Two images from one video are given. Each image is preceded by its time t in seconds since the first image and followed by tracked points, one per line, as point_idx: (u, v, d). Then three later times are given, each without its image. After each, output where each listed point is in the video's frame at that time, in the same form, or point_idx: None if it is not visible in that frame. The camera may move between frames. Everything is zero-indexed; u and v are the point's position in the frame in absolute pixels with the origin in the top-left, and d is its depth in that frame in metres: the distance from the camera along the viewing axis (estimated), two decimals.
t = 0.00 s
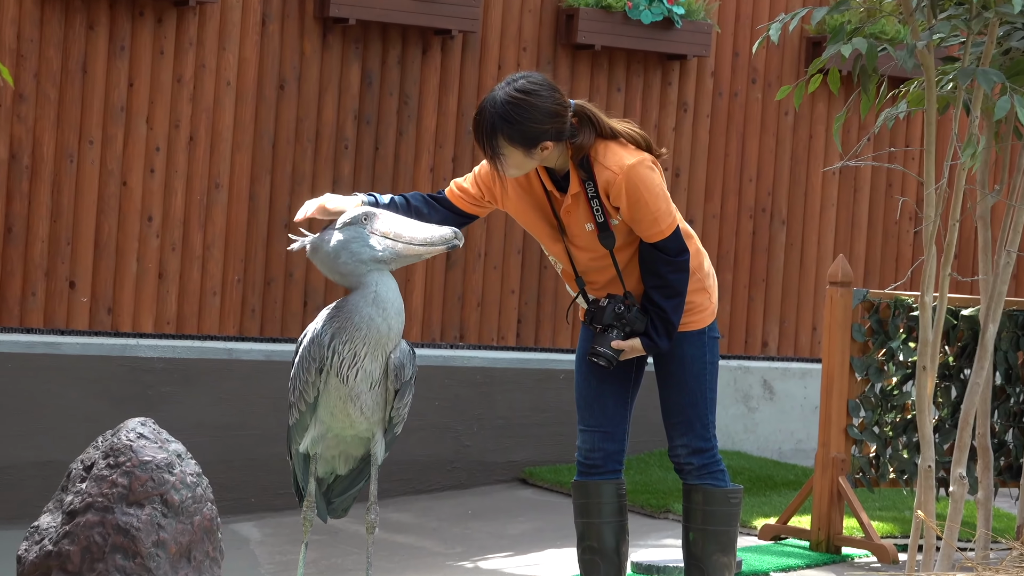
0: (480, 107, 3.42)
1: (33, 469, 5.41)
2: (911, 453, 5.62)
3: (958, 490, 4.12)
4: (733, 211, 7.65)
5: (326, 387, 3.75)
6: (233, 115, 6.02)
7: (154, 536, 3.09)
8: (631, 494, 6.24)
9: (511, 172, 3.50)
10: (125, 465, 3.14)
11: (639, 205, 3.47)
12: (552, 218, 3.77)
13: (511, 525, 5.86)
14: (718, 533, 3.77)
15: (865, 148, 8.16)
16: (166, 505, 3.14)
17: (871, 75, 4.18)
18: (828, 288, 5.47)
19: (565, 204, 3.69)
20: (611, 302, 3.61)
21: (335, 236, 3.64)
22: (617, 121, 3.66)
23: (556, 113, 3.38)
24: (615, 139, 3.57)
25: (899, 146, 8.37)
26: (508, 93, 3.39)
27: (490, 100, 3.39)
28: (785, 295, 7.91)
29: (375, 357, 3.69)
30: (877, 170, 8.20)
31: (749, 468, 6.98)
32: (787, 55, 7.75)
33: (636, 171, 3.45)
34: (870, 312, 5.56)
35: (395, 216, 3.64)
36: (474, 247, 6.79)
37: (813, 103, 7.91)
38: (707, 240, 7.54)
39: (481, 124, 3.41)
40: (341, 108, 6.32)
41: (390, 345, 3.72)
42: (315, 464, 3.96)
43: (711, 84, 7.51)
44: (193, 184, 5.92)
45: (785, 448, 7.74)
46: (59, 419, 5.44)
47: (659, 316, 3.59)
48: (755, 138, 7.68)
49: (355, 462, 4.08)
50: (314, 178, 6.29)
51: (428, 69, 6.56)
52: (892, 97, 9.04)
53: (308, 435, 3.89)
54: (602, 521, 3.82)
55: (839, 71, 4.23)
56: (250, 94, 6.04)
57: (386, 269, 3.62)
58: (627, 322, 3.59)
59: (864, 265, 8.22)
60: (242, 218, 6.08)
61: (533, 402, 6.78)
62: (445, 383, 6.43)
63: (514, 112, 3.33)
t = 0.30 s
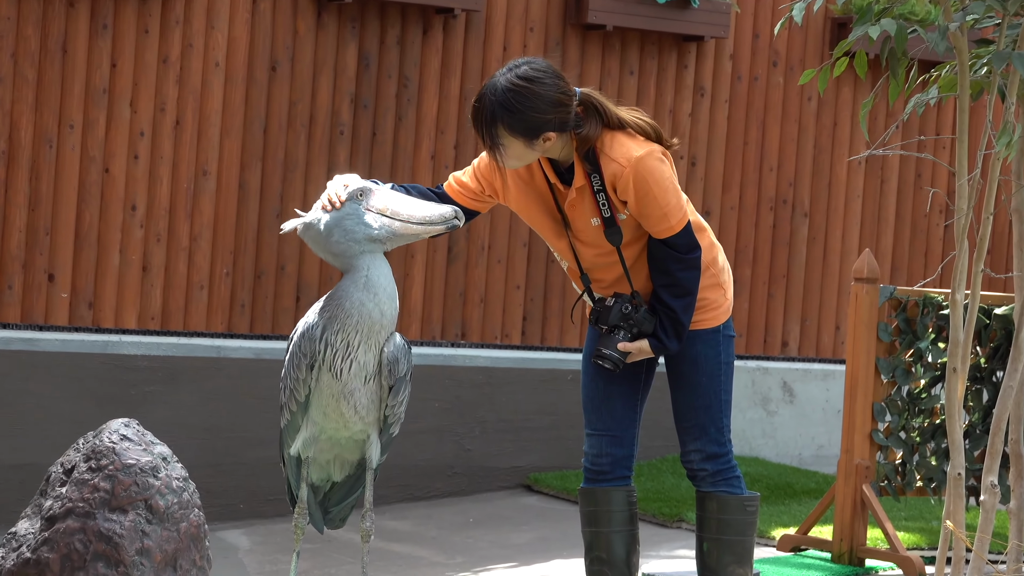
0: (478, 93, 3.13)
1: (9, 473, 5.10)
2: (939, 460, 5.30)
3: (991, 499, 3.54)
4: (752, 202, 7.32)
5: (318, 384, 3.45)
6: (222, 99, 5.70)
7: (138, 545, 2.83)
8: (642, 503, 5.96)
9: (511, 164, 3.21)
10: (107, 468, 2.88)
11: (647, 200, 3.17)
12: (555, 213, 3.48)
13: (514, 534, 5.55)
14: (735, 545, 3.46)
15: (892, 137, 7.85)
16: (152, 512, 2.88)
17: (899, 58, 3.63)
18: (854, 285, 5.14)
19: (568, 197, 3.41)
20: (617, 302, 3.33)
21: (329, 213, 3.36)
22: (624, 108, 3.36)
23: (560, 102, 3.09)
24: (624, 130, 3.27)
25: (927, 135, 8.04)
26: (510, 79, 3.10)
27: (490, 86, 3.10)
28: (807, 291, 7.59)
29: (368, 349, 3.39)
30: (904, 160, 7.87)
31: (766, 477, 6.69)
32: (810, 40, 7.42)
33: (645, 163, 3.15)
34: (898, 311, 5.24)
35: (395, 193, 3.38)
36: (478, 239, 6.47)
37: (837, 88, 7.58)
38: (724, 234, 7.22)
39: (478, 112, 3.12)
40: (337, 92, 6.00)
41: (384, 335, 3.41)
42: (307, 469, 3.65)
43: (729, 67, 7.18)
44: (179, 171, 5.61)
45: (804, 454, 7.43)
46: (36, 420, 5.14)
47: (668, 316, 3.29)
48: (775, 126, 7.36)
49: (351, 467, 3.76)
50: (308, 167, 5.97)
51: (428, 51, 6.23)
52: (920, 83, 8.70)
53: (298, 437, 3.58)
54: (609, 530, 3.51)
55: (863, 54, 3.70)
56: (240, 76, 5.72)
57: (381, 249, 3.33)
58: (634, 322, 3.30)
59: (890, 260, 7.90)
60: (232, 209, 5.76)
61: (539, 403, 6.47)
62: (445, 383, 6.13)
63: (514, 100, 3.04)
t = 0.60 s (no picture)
0: (484, 92, 3.13)
1: (17, 468, 5.12)
2: (947, 459, 5.28)
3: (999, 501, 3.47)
4: (761, 201, 7.32)
5: (327, 379, 3.44)
6: (231, 96, 5.71)
7: (147, 540, 2.94)
8: (649, 501, 5.97)
9: (516, 164, 3.21)
10: (115, 465, 2.98)
11: (651, 200, 3.17)
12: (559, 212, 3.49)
13: (522, 532, 5.55)
14: (742, 542, 3.46)
15: (901, 136, 7.85)
16: (160, 507, 2.99)
17: (909, 58, 3.60)
18: (862, 283, 5.15)
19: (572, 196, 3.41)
20: (620, 302, 3.34)
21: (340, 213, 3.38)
22: (628, 108, 3.36)
23: (565, 102, 3.09)
24: (628, 130, 3.26)
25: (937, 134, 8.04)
26: (516, 79, 3.10)
27: (495, 85, 3.10)
28: (815, 290, 7.59)
29: (376, 344, 3.39)
30: (913, 159, 7.87)
31: (774, 475, 6.69)
32: (819, 38, 7.41)
33: (648, 163, 3.16)
34: (907, 310, 5.23)
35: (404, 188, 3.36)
36: (486, 236, 6.47)
37: (846, 87, 7.58)
38: (732, 233, 7.22)
39: (484, 111, 3.12)
40: (345, 88, 6.00)
41: (392, 330, 3.43)
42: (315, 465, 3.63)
43: (738, 66, 7.17)
44: (188, 168, 5.62)
45: (812, 453, 7.43)
46: (45, 415, 5.15)
47: (671, 317, 3.30)
48: (784, 124, 7.36)
49: (358, 463, 3.75)
50: (316, 163, 5.98)
51: (437, 48, 6.24)
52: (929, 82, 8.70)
53: (307, 433, 3.56)
54: (616, 527, 3.51)
55: (873, 54, 3.69)
56: (249, 73, 5.74)
57: (391, 244, 3.34)
58: (636, 322, 3.31)
59: (899, 259, 7.89)
60: (240, 205, 5.77)
61: (546, 401, 6.48)
62: (453, 380, 6.13)
63: (519, 100, 3.04)
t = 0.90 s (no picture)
0: (492, 85, 3.12)
1: (26, 465, 5.12)
2: (955, 455, 5.30)
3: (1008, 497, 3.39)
4: (769, 197, 7.32)
5: (334, 373, 3.44)
6: (238, 93, 5.71)
7: (155, 536, 2.95)
8: (657, 497, 5.98)
9: (522, 157, 3.20)
10: (123, 461, 2.98)
11: (656, 197, 3.15)
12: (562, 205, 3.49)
13: (529, 528, 5.55)
14: (749, 538, 3.44)
15: (908, 133, 7.85)
16: (168, 504, 3.00)
17: (917, 54, 3.55)
18: (870, 279, 5.14)
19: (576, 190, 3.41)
20: (622, 298, 3.35)
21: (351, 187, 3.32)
22: (636, 104, 3.34)
23: (573, 97, 3.08)
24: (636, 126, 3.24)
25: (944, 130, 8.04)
26: (525, 73, 3.09)
27: (504, 78, 3.09)
28: (823, 287, 7.60)
29: (383, 333, 3.38)
30: (920, 155, 7.87)
31: (781, 471, 6.69)
32: (826, 34, 7.41)
33: (655, 159, 3.13)
34: (914, 305, 5.24)
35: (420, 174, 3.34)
36: (493, 232, 6.47)
37: (854, 83, 7.58)
38: (739, 230, 7.22)
39: (491, 103, 3.11)
40: (353, 85, 6.01)
41: (398, 320, 3.41)
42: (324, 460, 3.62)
43: (745, 62, 7.17)
44: (195, 165, 5.62)
45: (820, 449, 7.44)
46: (53, 412, 5.15)
47: (674, 314, 3.30)
48: (791, 121, 7.36)
49: (368, 459, 3.74)
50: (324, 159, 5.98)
51: (445, 45, 6.24)
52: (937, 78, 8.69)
53: (315, 428, 3.55)
54: (623, 523, 3.51)
55: (880, 48, 3.59)
56: (256, 70, 5.74)
57: (398, 230, 3.32)
58: (639, 318, 3.32)
59: (906, 256, 7.89)
60: (248, 202, 5.78)
61: (554, 398, 6.48)
62: (461, 377, 6.13)
63: (528, 93, 3.03)
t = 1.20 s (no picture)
0: (492, 84, 3.12)
1: (30, 464, 5.11)
2: (960, 452, 5.29)
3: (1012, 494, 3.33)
4: (773, 195, 7.33)
5: (333, 369, 3.43)
6: (242, 92, 5.71)
7: (159, 535, 2.94)
8: (662, 495, 5.98)
9: (522, 156, 3.20)
10: (128, 460, 2.98)
11: (658, 196, 3.15)
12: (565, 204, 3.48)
13: (534, 527, 5.55)
14: (755, 536, 3.44)
15: (912, 130, 7.86)
16: (172, 503, 2.99)
17: (921, 52, 3.50)
18: (874, 276, 5.13)
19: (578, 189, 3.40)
20: (624, 297, 3.36)
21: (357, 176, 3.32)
22: (638, 102, 3.33)
23: (573, 97, 3.07)
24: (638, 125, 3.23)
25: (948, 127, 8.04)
26: (525, 72, 3.08)
27: (504, 78, 3.09)
28: (827, 285, 7.60)
29: (382, 329, 3.37)
30: (924, 152, 7.88)
31: (786, 468, 6.69)
32: (830, 31, 7.41)
33: (657, 159, 3.13)
34: (919, 302, 5.22)
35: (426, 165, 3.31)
36: (497, 230, 6.47)
37: (858, 80, 7.58)
38: (743, 228, 7.22)
39: (491, 102, 3.11)
40: (357, 83, 6.01)
41: (397, 315, 3.40)
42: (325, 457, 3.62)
43: (749, 59, 7.17)
44: (199, 163, 5.61)
45: (824, 446, 7.44)
46: (57, 411, 5.15)
47: (675, 313, 3.29)
48: (795, 119, 7.37)
49: (369, 457, 3.74)
50: (328, 157, 5.98)
51: (449, 43, 6.24)
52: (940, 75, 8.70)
53: (315, 426, 3.55)
54: (627, 521, 3.50)
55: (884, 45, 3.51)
56: (260, 69, 5.74)
57: (402, 221, 3.31)
58: (640, 317, 3.32)
59: (910, 253, 7.90)
60: (252, 201, 5.77)
61: (558, 396, 6.48)
62: (465, 375, 6.12)
63: (527, 93, 3.03)
